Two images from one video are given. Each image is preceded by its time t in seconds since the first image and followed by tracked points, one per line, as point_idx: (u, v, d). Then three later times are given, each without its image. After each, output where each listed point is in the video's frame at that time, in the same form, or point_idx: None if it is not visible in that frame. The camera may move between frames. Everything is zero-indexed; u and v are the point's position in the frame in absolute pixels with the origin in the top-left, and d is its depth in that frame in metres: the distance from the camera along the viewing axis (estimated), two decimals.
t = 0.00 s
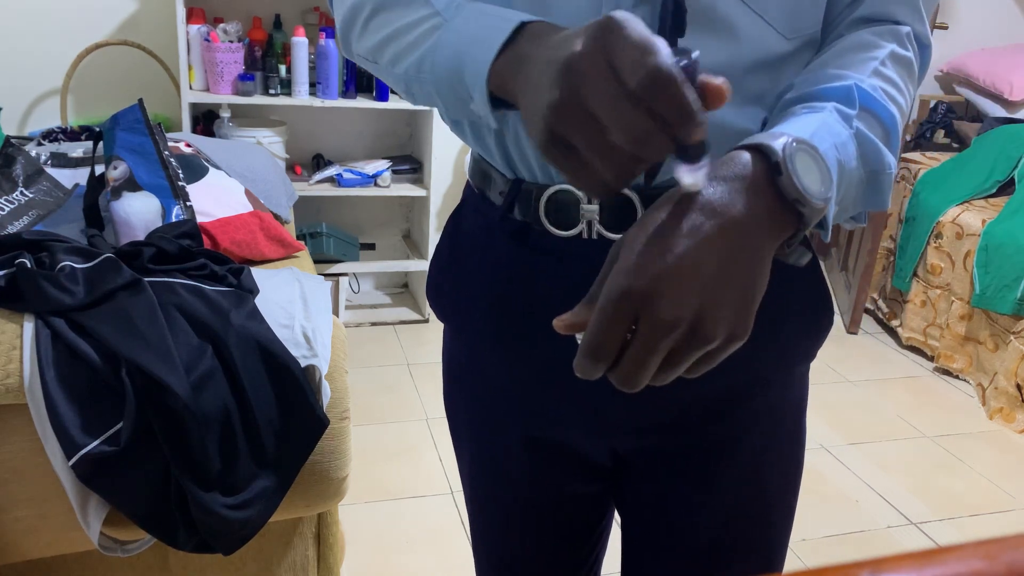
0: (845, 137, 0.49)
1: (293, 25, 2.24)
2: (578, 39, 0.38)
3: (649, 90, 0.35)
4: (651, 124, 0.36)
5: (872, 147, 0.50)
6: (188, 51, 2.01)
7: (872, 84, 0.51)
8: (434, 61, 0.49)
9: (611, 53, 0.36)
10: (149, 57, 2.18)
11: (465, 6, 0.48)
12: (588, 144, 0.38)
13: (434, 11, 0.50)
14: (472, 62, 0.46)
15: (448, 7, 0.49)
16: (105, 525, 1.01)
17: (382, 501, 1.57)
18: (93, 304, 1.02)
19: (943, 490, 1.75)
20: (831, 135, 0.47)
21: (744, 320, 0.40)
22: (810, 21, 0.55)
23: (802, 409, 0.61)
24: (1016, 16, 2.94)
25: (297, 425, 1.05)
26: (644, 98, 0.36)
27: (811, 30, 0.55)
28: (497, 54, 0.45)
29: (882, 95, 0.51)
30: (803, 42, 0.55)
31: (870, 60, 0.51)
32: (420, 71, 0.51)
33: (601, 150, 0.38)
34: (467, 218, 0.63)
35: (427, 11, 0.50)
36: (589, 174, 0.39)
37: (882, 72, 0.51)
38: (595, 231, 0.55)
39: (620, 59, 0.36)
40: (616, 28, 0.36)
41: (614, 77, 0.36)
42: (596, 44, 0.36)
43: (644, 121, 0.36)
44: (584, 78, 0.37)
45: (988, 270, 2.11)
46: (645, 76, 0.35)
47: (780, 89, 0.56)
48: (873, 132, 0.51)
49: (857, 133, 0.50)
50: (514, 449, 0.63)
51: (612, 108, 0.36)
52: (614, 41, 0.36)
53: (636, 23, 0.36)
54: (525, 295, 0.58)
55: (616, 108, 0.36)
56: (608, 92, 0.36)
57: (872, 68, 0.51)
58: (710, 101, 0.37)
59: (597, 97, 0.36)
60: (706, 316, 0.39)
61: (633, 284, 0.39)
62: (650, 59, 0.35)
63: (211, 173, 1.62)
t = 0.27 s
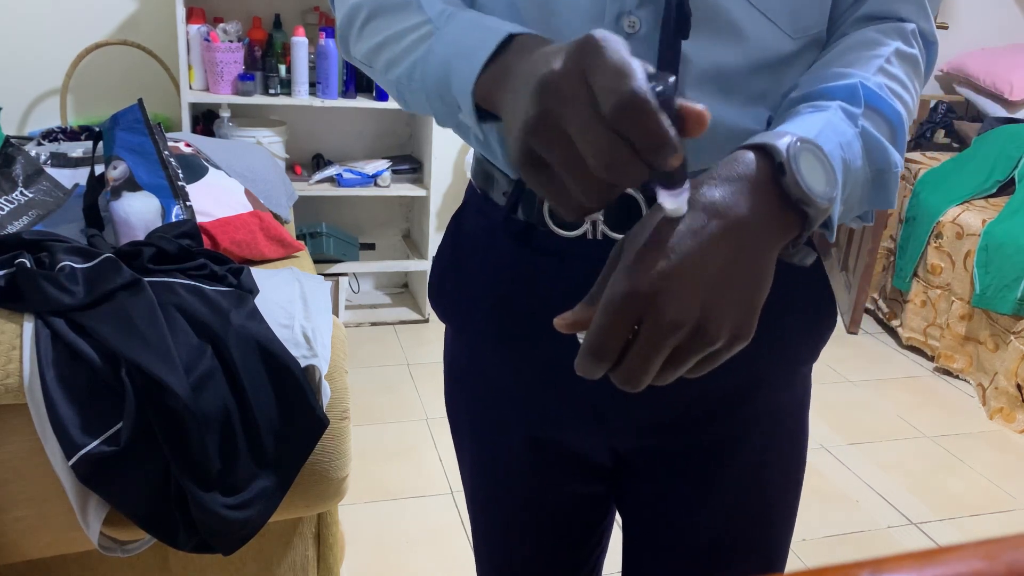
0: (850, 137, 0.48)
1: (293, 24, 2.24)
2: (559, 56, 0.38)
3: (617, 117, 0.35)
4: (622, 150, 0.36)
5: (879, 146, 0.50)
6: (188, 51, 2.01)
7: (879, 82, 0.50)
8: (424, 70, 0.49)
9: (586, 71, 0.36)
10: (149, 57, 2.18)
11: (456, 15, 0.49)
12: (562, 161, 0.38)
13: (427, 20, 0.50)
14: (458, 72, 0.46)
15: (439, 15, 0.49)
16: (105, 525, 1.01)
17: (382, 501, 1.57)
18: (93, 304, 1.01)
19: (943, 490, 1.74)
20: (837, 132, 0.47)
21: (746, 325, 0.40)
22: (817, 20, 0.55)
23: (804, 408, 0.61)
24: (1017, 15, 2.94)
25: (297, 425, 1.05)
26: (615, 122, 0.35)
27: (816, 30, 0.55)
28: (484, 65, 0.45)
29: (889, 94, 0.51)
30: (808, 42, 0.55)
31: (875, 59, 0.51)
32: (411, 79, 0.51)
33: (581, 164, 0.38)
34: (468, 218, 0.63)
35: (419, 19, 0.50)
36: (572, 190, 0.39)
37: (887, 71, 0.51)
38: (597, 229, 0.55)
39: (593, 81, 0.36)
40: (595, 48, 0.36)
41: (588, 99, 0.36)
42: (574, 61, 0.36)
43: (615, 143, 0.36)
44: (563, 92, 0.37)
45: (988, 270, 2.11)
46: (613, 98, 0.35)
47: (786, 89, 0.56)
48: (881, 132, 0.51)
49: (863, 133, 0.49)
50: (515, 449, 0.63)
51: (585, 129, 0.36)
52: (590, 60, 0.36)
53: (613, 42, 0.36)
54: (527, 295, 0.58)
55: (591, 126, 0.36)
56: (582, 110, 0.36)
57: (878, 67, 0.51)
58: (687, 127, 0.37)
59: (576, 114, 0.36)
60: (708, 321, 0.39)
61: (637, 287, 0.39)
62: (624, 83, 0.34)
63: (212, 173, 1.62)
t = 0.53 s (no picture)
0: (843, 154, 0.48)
1: (293, 24, 2.24)
2: (548, 95, 0.38)
3: (604, 162, 0.35)
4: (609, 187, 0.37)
5: (874, 159, 0.50)
6: (188, 51, 2.01)
7: (876, 92, 0.50)
8: (430, 86, 0.49)
9: (576, 111, 0.36)
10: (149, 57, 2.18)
11: (463, 33, 0.49)
12: (554, 196, 0.39)
13: (435, 36, 0.50)
14: (463, 94, 0.46)
15: (450, 30, 0.49)
16: (105, 525, 1.01)
17: (382, 501, 1.57)
18: (93, 304, 1.01)
19: (943, 490, 1.75)
20: (829, 149, 0.47)
21: (736, 350, 0.40)
22: (818, 21, 0.55)
23: (805, 409, 0.61)
24: (1016, 15, 2.94)
25: (297, 425, 1.05)
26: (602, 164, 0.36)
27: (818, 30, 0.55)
28: (486, 91, 0.45)
29: (886, 104, 0.50)
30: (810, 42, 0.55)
31: (873, 68, 0.51)
32: (417, 93, 0.51)
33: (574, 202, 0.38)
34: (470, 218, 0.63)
35: (428, 33, 0.50)
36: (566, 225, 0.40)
37: (885, 79, 0.51)
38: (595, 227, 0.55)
39: (582, 123, 0.36)
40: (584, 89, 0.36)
41: (578, 140, 0.36)
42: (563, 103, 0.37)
43: (602, 184, 0.36)
44: (553, 134, 0.37)
45: (988, 270, 2.11)
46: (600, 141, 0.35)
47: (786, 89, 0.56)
48: (877, 142, 0.51)
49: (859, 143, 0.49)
50: (516, 449, 0.63)
51: (574, 170, 0.37)
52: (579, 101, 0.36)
53: (600, 82, 0.36)
54: (528, 295, 0.58)
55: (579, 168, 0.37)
56: (571, 152, 0.37)
57: (875, 76, 0.51)
58: (678, 169, 0.39)
59: (566, 156, 0.37)
60: (698, 347, 0.39)
61: (628, 311, 0.39)
62: (609, 128, 0.35)
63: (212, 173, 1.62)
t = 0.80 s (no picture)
0: (842, 173, 0.48)
1: (293, 24, 2.24)
2: (553, 124, 0.39)
3: (621, 186, 0.37)
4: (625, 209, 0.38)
5: (874, 174, 0.50)
6: (188, 51, 2.01)
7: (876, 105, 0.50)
8: (435, 100, 0.50)
9: (587, 137, 0.38)
10: (149, 57, 2.18)
11: (467, 49, 0.49)
12: (565, 220, 0.40)
13: (440, 49, 0.50)
14: (468, 110, 0.47)
15: (456, 46, 0.50)
16: (105, 525, 1.01)
17: (383, 501, 1.57)
18: (93, 304, 1.02)
19: (943, 490, 1.75)
20: (828, 167, 0.47)
21: (737, 373, 0.41)
22: (822, 22, 0.54)
23: (806, 408, 0.61)
24: (1016, 15, 2.94)
25: (297, 425, 1.05)
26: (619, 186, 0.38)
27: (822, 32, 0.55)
28: (491, 112, 0.45)
29: (887, 115, 0.50)
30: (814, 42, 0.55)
31: (874, 79, 0.51)
32: (422, 106, 0.51)
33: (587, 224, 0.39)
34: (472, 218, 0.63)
35: (433, 48, 0.51)
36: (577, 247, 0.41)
37: (885, 90, 0.51)
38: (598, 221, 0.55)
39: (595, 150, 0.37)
40: (592, 117, 0.37)
41: (587, 168, 0.38)
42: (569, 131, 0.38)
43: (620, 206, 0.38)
44: (563, 159, 0.38)
45: (988, 269, 2.11)
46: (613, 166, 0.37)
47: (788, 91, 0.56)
48: (877, 155, 0.50)
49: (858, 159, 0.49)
50: (516, 449, 0.63)
51: (587, 194, 0.38)
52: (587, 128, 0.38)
53: (607, 111, 0.37)
54: (528, 295, 0.58)
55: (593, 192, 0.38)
56: (582, 177, 0.38)
57: (875, 89, 0.50)
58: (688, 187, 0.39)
59: (578, 180, 0.38)
60: (699, 374, 0.40)
61: (628, 342, 0.40)
62: (624, 154, 0.37)
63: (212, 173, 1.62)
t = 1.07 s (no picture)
0: (838, 185, 0.48)
1: (293, 24, 2.24)
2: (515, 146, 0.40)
3: (575, 204, 0.38)
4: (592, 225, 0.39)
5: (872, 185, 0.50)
6: (188, 51, 2.01)
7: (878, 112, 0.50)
8: (424, 116, 0.52)
9: (545, 160, 0.39)
10: (149, 57, 2.18)
11: (451, 67, 0.51)
12: (539, 236, 0.41)
13: (426, 65, 0.52)
14: (453, 129, 0.49)
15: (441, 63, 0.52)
16: (105, 524, 1.01)
17: (383, 501, 1.57)
18: (93, 304, 1.02)
19: (943, 489, 1.75)
20: (825, 178, 0.47)
21: (732, 386, 0.42)
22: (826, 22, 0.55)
23: (807, 409, 0.61)
24: (1017, 15, 2.94)
25: (297, 425, 1.05)
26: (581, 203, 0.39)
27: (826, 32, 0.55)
28: (471, 133, 0.48)
29: (889, 123, 0.50)
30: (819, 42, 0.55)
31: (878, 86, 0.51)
32: (413, 119, 0.54)
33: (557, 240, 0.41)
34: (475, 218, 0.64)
35: (420, 63, 0.53)
36: (554, 259, 0.42)
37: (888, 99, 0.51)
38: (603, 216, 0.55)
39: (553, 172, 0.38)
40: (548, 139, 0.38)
41: (547, 186, 0.39)
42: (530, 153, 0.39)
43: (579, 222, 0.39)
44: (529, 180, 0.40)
45: (988, 269, 2.11)
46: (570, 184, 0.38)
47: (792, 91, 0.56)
48: (879, 163, 0.50)
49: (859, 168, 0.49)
50: (517, 449, 0.63)
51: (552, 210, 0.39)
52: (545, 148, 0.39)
53: (566, 131, 0.38)
54: (528, 295, 0.58)
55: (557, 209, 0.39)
56: (546, 196, 0.39)
57: (879, 96, 0.51)
58: (648, 194, 0.39)
59: (545, 198, 0.39)
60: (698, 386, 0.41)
61: (630, 355, 0.40)
62: (575, 174, 0.37)
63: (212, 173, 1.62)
